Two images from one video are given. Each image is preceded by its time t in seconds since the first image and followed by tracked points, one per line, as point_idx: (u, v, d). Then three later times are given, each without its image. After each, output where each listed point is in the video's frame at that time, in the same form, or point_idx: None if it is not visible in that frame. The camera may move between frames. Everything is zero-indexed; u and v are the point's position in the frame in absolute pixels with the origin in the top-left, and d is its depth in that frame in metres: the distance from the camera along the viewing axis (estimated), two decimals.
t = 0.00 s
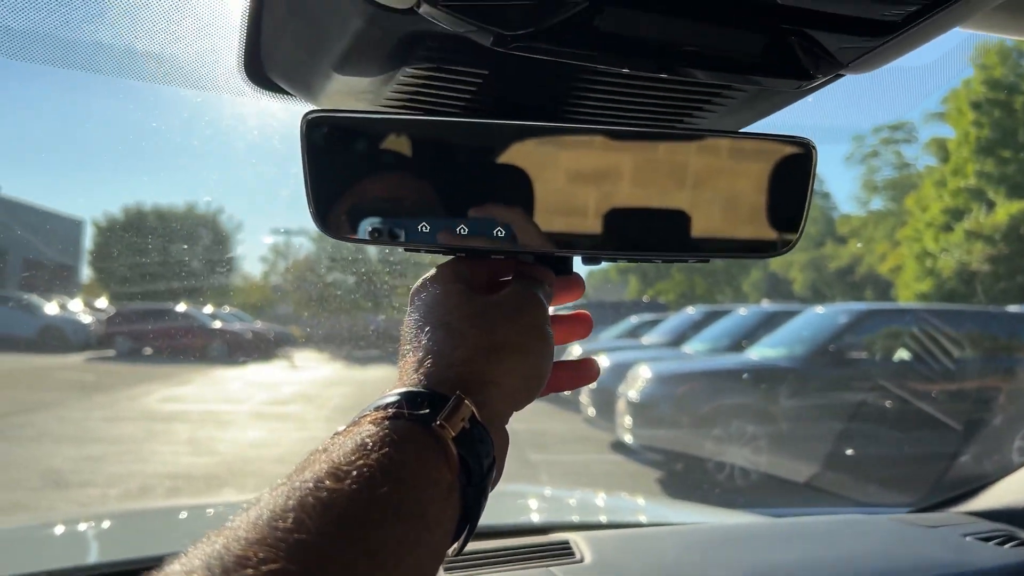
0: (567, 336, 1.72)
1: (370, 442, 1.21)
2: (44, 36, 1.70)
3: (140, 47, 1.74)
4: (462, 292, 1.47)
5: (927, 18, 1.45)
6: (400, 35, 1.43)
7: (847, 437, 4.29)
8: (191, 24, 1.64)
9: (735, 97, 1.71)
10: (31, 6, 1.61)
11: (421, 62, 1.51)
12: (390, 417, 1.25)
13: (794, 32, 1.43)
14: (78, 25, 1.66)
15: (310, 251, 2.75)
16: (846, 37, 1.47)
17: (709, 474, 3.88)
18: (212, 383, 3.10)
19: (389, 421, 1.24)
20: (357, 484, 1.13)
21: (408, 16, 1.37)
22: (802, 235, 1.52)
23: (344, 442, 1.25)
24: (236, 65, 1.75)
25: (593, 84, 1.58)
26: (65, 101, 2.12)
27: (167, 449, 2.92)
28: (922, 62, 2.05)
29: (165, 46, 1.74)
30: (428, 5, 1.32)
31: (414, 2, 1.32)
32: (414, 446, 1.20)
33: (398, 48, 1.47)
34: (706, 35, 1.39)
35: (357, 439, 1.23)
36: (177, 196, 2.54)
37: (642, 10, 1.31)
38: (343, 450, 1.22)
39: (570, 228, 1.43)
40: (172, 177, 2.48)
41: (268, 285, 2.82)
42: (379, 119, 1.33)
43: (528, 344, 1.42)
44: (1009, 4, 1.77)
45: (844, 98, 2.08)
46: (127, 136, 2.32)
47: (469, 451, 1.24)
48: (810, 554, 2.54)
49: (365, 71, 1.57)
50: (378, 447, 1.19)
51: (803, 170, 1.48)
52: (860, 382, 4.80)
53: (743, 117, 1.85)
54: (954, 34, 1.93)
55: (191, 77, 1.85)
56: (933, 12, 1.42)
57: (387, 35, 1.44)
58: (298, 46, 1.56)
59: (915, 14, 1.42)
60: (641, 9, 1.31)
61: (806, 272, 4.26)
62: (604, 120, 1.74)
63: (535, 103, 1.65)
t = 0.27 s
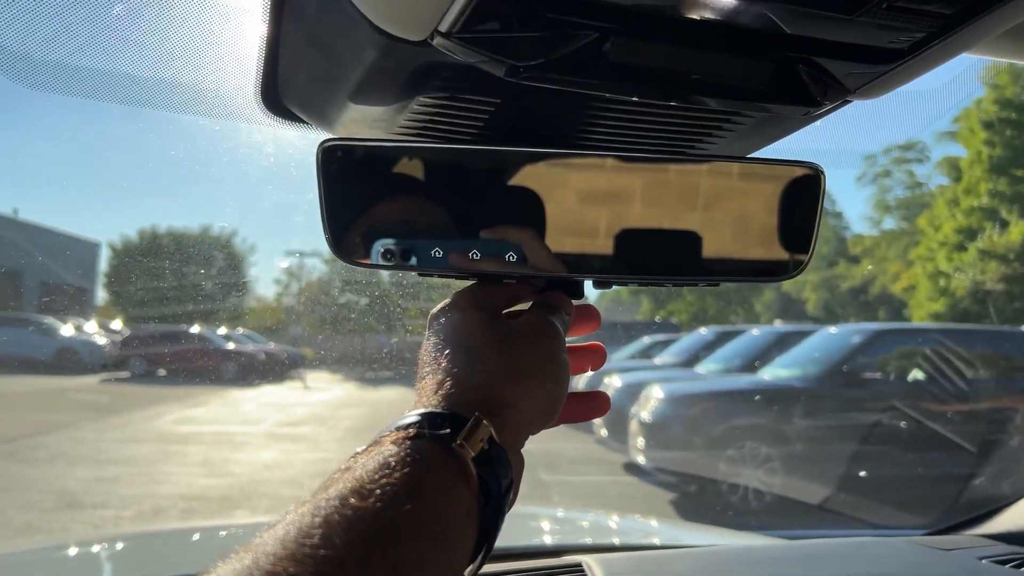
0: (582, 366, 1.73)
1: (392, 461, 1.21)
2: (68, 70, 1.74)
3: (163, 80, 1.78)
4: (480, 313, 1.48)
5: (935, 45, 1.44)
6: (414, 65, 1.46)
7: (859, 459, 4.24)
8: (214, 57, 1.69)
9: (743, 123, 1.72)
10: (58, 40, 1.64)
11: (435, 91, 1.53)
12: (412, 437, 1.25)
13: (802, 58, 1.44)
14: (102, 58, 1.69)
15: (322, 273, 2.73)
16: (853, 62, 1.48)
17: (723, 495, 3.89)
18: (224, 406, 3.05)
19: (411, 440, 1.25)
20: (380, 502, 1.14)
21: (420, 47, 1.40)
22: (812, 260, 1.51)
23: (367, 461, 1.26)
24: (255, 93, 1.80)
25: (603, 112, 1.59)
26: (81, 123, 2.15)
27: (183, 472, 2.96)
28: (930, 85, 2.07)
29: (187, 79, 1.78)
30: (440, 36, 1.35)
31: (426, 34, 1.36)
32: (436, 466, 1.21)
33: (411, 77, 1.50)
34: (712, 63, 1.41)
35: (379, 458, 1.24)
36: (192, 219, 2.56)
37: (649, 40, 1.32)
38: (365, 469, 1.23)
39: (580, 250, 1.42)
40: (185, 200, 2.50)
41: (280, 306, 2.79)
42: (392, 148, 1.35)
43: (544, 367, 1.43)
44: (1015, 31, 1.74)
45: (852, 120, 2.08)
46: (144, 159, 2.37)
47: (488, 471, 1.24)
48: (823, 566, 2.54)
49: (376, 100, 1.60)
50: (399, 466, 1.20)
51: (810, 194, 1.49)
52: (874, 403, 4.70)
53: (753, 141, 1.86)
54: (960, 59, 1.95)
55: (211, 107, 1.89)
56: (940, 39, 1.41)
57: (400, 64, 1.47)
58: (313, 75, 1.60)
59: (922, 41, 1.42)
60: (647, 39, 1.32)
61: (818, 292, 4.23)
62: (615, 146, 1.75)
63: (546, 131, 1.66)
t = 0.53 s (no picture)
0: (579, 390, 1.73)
1: (404, 479, 1.22)
2: (76, 85, 1.75)
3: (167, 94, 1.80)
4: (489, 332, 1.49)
5: (938, 55, 1.44)
6: (416, 79, 1.46)
7: (868, 472, 4.24)
8: (218, 70, 1.71)
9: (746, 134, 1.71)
10: (65, 54, 1.66)
11: (438, 105, 1.53)
12: (423, 456, 1.25)
13: (805, 70, 1.44)
14: (108, 72, 1.72)
15: (330, 287, 2.72)
16: (857, 73, 1.47)
17: (731, 507, 3.87)
18: (232, 421, 3.03)
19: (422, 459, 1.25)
20: (394, 521, 1.15)
21: (423, 61, 1.41)
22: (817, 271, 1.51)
23: (380, 479, 1.27)
24: (257, 108, 1.81)
25: (605, 125, 1.59)
26: (93, 136, 2.18)
27: (192, 488, 2.97)
28: (932, 97, 2.07)
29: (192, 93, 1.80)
30: (442, 50, 1.35)
31: (429, 47, 1.36)
32: (447, 485, 1.21)
33: (413, 92, 1.50)
34: (716, 75, 1.41)
35: (392, 477, 1.24)
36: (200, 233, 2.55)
37: (651, 52, 1.32)
38: (379, 487, 1.23)
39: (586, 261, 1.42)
40: (191, 214, 2.50)
41: (287, 319, 2.78)
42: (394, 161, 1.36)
43: (554, 384, 1.43)
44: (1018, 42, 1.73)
45: (857, 132, 2.08)
46: (155, 171, 2.38)
47: (499, 489, 1.24)
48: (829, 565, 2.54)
49: (376, 114, 1.60)
50: (411, 485, 1.20)
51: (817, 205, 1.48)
52: (883, 415, 4.65)
53: (756, 153, 1.86)
54: (965, 70, 1.96)
55: (215, 121, 1.90)
56: (943, 49, 1.41)
57: (403, 78, 1.46)
58: (316, 89, 1.62)
59: (926, 51, 1.42)
60: (650, 51, 1.32)
61: (827, 303, 4.20)
62: (618, 158, 1.75)
63: (549, 144, 1.66)
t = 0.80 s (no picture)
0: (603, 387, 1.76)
1: (405, 500, 1.22)
2: (75, 98, 1.76)
3: (166, 107, 1.80)
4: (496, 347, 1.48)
5: (935, 64, 1.44)
6: (413, 91, 1.46)
7: (873, 477, 4.25)
8: (216, 83, 1.72)
9: (745, 144, 1.71)
10: (64, 68, 1.67)
11: (434, 116, 1.53)
12: (424, 475, 1.26)
13: (802, 80, 1.44)
14: (107, 85, 1.72)
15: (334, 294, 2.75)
16: (854, 83, 1.47)
17: (735, 512, 3.89)
18: (236, 427, 3.03)
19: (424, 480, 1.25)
20: (394, 542, 1.14)
21: (420, 73, 1.40)
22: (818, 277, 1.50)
23: (382, 501, 1.27)
24: (255, 121, 1.82)
25: (604, 135, 1.58)
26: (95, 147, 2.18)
27: (197, 494, 2.98)
28: (932, 104, 2.07)
29: (190, 106, 1.81)
30: (438, 63, 1.35)
31: (424, 60, 1.36)
32: (449, 505, 1.20)
33: (411, 104, 1.50)
34: (712, 86, 1.41)
35: (393, 499, 1.24)
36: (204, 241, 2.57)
37: (648, 63, 1.33)
38: (380, 509, 1.23)
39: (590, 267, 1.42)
40: (193, 222, 2.51)
41: (291, 324, 2.79)
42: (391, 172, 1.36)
43: (561, 397, 1.42)
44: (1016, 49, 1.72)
45: (856, 139, 2.09)
46: (156, 181, 2.37)
47: (502, 506, 1.23)
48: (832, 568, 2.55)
49: (374, 125, 1.60)
50: (412, 505, 1.20)
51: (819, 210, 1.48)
52: (888, 419, 4.64)
53: (755, 162, 1.85)
54: (963, 78, 1.96)
55: (214, 133, 1.91)
56: (941, 58, 1.41)
57: (401, 89, 1.46)
58: (315, 100, 1.63)
59: (924, 61, 1.41)
60: (646, 63, 1.33)
61: (831, 308, 4.19)
62: (616, 168, 1.75)
63: (546, 155, 1.66)
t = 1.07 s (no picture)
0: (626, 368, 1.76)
1: (397, 511, 1.20)
2: (79, 99, 1.77)
3: (170, 105, 1.81)
4: (506, 352, 1.47)
5: (941, 60, 1.44)
6: (418, 87, 1.47)
7: (877, 478, 4.25)
8: (220, 81, 1.72)
9: (748, 142, 1.71)
10: (68, 69, 1.68)
11: (440, 113, 1.54)
12: (417, 484, 1.24)
13: (809, 75, 1.44)
14: (111, 84, 1.73)
15: (336, 296, 2.73)
16: (861, 79, 1.47)
17: (739, 514, 3.88)
18: (238, 430, 3.03)
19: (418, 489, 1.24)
20: (379, 555, 1.13)
21: (425, 69, 1.41)
22: (821, 279, 1.50)
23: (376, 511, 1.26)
24: (259, 119, 1.82)
25: (608, 132, 1.59)
26: (100, 148, 2.19)
27: (199, 498, 2.98)
28: (938, 101, 2.06)
29: (194, 104, 1.82)
30: (443, 58, 1.35)
31: (430, 55, 1.37)
32: (440, 515, 1.19)
33: (416, 100, 1.51)
34: (718, 81, 1.41)
35: (385, 511, 1.23)
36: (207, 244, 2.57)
37: (654, 58, 1.33)
38: (373, 521, 1.22)
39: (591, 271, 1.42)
40: (194, 225, 2.51)
41: (293, 328, 2.77)
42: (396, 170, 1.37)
43: (569, 399, 1.40)
44: None
45: (862, 137, 2.08)
46: (159, 180, 2.39)
47: (498, 513, 1.20)
48: (838, 569, 2.54)
49: (379, 122, 1.61)
50: (402, 516, 1.19)
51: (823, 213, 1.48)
52: (891, 420, 4.62)
53: (760, 159, 1.85)
54: (971, 74, 1.95)
55: (217, 131, 1.91)
56: (947, 53, 1.41)
57: (405, 86, 1.47)
58: (319, 99, 1.62)
59: (930, 56, 1.42)
60: (652, 57, 1.33)
61: (833, 309, 4.19)
62: (621, 166, 1.75)
63: (552, 152, 1.66)
